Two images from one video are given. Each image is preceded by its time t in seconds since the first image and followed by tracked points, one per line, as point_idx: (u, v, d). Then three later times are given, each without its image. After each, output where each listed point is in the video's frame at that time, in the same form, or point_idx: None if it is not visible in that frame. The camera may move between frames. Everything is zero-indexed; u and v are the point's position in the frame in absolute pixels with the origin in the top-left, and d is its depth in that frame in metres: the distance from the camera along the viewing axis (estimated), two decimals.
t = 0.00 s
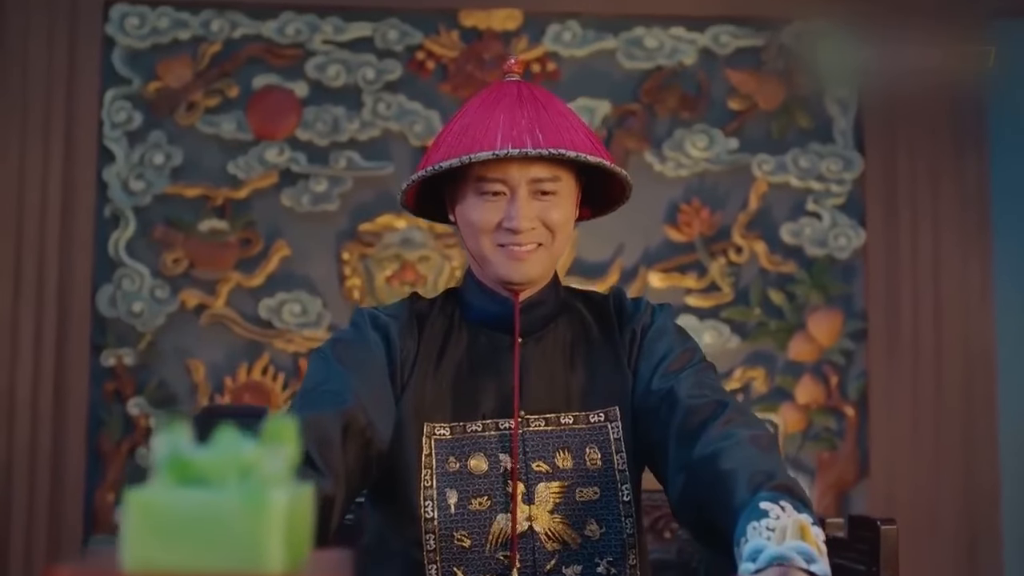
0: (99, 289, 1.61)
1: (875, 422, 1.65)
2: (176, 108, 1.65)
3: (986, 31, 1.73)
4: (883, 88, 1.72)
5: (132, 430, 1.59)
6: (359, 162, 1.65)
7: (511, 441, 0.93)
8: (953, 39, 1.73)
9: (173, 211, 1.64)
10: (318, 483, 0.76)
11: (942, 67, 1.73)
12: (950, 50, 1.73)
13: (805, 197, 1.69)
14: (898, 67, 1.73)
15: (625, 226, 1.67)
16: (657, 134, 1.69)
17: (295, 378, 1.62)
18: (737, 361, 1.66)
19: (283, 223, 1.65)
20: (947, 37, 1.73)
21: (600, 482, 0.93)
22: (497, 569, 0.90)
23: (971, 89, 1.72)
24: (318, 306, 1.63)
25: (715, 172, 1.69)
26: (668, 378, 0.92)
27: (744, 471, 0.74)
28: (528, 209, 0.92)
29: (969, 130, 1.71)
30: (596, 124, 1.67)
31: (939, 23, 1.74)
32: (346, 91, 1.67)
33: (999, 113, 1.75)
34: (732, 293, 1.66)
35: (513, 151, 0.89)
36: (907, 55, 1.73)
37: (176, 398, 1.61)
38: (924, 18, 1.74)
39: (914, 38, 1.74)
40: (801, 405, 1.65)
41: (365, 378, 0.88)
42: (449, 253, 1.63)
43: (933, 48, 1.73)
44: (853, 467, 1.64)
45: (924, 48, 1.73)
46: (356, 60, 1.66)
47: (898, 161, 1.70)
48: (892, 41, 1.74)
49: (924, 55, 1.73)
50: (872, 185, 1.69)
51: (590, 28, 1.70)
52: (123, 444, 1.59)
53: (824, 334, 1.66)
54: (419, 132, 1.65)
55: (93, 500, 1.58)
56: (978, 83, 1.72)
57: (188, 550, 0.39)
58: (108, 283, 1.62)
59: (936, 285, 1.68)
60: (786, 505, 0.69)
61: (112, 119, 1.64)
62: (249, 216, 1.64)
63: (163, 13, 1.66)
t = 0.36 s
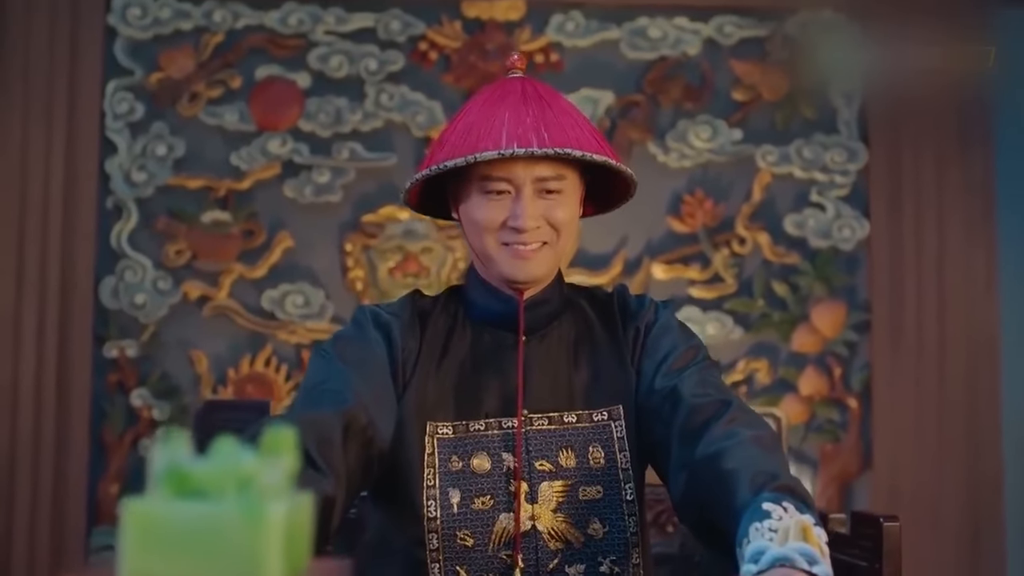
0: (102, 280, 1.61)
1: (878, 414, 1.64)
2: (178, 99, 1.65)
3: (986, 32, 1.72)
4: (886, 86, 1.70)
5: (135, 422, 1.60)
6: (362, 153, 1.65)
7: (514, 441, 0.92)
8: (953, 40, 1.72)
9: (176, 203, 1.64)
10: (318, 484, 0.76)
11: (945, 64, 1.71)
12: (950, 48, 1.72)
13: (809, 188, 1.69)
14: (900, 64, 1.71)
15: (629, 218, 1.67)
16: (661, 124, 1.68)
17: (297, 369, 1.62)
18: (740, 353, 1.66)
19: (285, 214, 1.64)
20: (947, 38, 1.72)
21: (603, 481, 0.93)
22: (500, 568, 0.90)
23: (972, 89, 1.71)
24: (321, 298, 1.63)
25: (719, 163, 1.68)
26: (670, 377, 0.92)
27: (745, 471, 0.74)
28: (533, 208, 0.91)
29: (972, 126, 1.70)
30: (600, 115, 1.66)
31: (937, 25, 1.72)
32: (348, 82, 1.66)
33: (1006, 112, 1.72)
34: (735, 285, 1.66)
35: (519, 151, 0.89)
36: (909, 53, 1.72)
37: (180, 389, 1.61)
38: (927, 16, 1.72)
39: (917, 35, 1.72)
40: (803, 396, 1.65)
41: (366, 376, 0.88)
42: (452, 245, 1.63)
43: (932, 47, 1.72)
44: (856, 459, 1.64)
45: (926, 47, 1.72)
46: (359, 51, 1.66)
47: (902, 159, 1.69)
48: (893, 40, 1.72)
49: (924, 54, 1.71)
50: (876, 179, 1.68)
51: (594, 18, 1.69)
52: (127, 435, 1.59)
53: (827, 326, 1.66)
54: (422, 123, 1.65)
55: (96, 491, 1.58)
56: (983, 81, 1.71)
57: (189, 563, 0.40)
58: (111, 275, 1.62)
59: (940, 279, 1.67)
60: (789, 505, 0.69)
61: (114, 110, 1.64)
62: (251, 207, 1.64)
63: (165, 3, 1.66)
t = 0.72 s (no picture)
0: (104, 271, 1.61)
1: (880, 405, 1.64)
2: (180, 89, 1.64)
3: (987, 31, 1.71)
4: (889, 83, 1.70)
5: (138, 412, 1.60)
6: (364, 143, 1.64)
7: (517, 438, 0.93)
8: (954, 37, 1.71)
9: (177, 192, 1.63)
10: (318, 482, 0.76)
11: (947, 63, 1.70)
12: (951, 46, 1.71)
13: (813, 177, 1.68)
14: (902, 62, 1.70)
15: (632, 207, 1.67)
16: (664, 113, 1.67)
17: (300, 360, 1.62)
18: (744, 343, 1.65)
19: (287, 203, 1.64)
20: (948, 34, 1.71)
21: (606, 478, 0.93)
22: (504, 566, 0.91)
23: (975, 88, 1.70)
24: (323, 288, 1.63)
25: (722, 153, 1.68)
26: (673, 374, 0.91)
27: (749, 471, 0.73)
28: (539, 205, 0.91)
29: (976, 125, 1.69)
30: (602, 105, 1.66)
31: (940, 22, 1.71)
32: (350, 72, 1.65)
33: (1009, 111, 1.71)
34: (738, 275, 1.66)
35: (526, 148, 0.89)
36: (910, 54, 1.71)
37: (182, 379, 1.61)
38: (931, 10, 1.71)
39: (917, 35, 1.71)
40: (807, 387, 1.65)
41: (367, 374, 0.88)
42: (454, 235, 1.63)
43: (934, 44, 1.71)
44: (859, 449, 1.64)
45: (927, 45, 1.71)
46: (360, 40, 1.65)
47: (905, 155, 1.68)
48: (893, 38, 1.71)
49: (925, 53, 1.70)
50: (880, 170, 1.68)
51: (597, 7, 1.68)
52: (129, 426, 1.59)
53: (830, 316, 1.66)
54: (424, 113, 1.64)
55: (98, 481, 1.58)
56: (986, 78, 1.70)
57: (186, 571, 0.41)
58: (113, 265, 1.61)
59: (944, 272, 1.66)
60: (791, 505, 0.69)
61: (116, 100, 1.63)
62: (253, 197, 1.63)
63: None
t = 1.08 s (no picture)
0: (107, 259, 1.61)
1: (883, 395, 1.64)
2: (182, 77, 1.64)
3: (988, 31, 1.69)
4: (892, 88, 1.69)
5: (140, 400, 1.60)
6: (367, 131, 1.63)
7: (518, 435, 0.93)
8: (954, 38, 1.69)
9: (180, 180, 1.63)
10: (319, 483, 0.76)
11: (949, 64, 1.69)
12: (952, 47, 1.69)
13: (816, 165, 1.68)
14: (903, 64, 1.69)
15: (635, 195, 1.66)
16: (668, 101, 1.67)
17: (302, 348, 1.61)
18: (746, 331, 1.66)
19: (290, 192, 1.64)
20: (949, 36, 1.69)
21: (607, 474, 0.93)
22: (505, 562, 0.91)
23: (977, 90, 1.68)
24: (326, 276, 1.62)
25: (725, 141, 1.67)
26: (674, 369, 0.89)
27: (750, 468, 0.73)
28: (528, 206, 0.91)
29: (979, 125, 1.68)
30: (605, 93, 1.65)
31: (941, 23, 1.69)
32: (353, 60, 1.65)
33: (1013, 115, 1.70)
34: (742, 263, 1.66)
35: (513, 147, 0.88)
36: (912, 58, 1.69)
37: (185, 367, 1.61)
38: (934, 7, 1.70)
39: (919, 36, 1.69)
40: (810, 375, 1.65)
41: (368, 372, 0.88)
42: (457, 223, 1.62)
43: (934, 46, 1.69)
44: (862, 437, 1.65)
45: (928, 46, 1.69)
46: (362, 28, 1.64)
47: (908, 155, 1.67)
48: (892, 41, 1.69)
49: (924, 54, 1.69)
50: (884, 158, 1.67)
51: None
52: (132, 414, 1.59)
53: (834, 304, 1.66)
54: (427, 101, 1.64)
55: (101, 469, 1.58)
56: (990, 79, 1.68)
57: None
58: (115, 253, 1.61)
59: (948, 269, 1.66)
60: (793, 502, 0.69)
61: (116, 88, 1.62)
62: (256, 185, 1.63)
63: None
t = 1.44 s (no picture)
0: (106, 250, 1.61)
1: (884, 384, 1.64)
2: (181, 67, 1.63)
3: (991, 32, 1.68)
4: (895, 90, 1.68)
5: (140, 391, 1.60)
6: (367, 122, 1.63)
7: (517, 432, 0.93)
8: (956, 40, 1.68)
9: (179, 171, 1.62)
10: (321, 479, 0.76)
11: (951, 63, 1.68)
12: (953, 48, 1.68)
13: (817, 156, 1.67)
14: (903, 66, 1.68)
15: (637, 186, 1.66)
16: (669, 91, 1.66)
17: (302, 339, 1.61)
18: (747, 322, 1.65)
19: (290, 182, 1.63)
20: (951, 38, 1.68)
21: (606, 471, 0.93)
22: (503, 559, 0.91)
23: (975, 94, 1.67)
24: (326, 267, 1.62)
25: (726, 131, 1.67)
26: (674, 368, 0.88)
27: (750, 468, 0.73)
28: (513, 201, 0.91)
29: (980, 126, 1.67)
30: (606, 83, 1.64)
31: (942, 23, 1.69)
32: (352, 49, 1.64)
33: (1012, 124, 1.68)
34: (743, 254, 1.65)
35: (499, 138, 0.88)
36: (911, 56, 1.68)
37: (184, 359, 1.61)
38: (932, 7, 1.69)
39: (917, 37, 1.68)
40: (811, 365, 1.65)
41: (369, 369, 0.88)
42: (458, 214, 1.62)
43: (935, 45, 1.68)
44: (863, 428, 1.65)
45: (929, 46, 1.68)
46: (362, 18, 1.64)
47: (909, 156, 1.67)
48: (890, 43, 1.69)
49: (925, 54, 1.68)
50: (885, 150, 1.67)
51: None
52: (132, 405, 1.59)
53: (834, 295, 1.66)
54: (427, 91, 1.63)
55: (102, 460, 1.59)
56: (991, 80, 1.67)
57: None
58: (115, 244, 1.61)
59: (948, 263, 1.65)
60: (794, 503, 0.69)
61: (116, 79, 1.62)
62: (256, 175, 1.63)
63: None
